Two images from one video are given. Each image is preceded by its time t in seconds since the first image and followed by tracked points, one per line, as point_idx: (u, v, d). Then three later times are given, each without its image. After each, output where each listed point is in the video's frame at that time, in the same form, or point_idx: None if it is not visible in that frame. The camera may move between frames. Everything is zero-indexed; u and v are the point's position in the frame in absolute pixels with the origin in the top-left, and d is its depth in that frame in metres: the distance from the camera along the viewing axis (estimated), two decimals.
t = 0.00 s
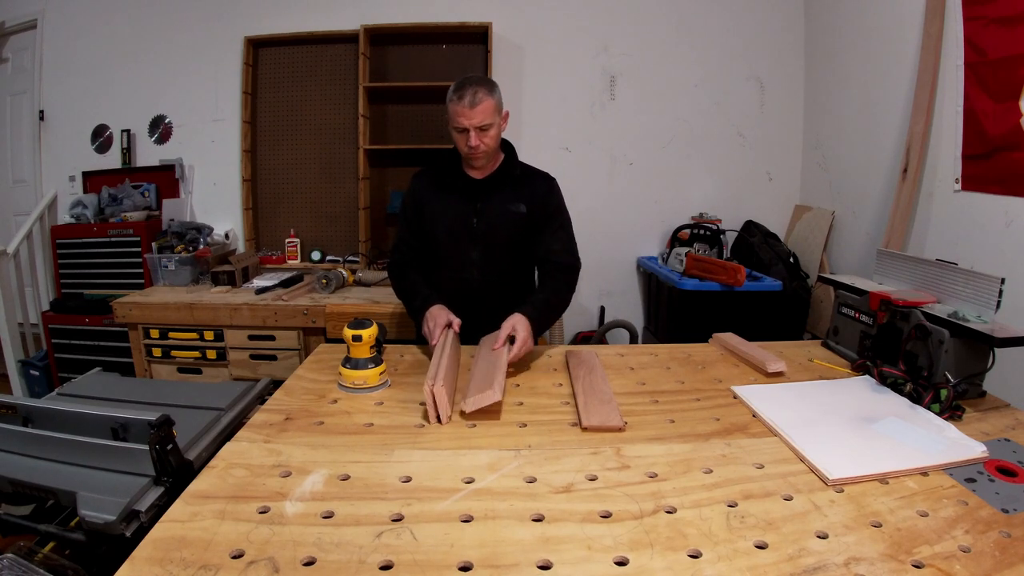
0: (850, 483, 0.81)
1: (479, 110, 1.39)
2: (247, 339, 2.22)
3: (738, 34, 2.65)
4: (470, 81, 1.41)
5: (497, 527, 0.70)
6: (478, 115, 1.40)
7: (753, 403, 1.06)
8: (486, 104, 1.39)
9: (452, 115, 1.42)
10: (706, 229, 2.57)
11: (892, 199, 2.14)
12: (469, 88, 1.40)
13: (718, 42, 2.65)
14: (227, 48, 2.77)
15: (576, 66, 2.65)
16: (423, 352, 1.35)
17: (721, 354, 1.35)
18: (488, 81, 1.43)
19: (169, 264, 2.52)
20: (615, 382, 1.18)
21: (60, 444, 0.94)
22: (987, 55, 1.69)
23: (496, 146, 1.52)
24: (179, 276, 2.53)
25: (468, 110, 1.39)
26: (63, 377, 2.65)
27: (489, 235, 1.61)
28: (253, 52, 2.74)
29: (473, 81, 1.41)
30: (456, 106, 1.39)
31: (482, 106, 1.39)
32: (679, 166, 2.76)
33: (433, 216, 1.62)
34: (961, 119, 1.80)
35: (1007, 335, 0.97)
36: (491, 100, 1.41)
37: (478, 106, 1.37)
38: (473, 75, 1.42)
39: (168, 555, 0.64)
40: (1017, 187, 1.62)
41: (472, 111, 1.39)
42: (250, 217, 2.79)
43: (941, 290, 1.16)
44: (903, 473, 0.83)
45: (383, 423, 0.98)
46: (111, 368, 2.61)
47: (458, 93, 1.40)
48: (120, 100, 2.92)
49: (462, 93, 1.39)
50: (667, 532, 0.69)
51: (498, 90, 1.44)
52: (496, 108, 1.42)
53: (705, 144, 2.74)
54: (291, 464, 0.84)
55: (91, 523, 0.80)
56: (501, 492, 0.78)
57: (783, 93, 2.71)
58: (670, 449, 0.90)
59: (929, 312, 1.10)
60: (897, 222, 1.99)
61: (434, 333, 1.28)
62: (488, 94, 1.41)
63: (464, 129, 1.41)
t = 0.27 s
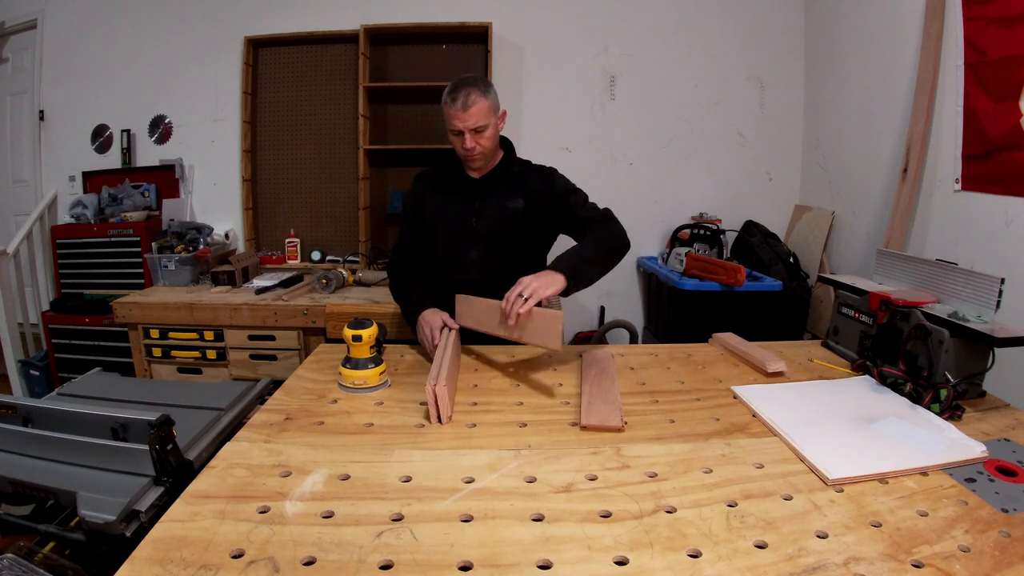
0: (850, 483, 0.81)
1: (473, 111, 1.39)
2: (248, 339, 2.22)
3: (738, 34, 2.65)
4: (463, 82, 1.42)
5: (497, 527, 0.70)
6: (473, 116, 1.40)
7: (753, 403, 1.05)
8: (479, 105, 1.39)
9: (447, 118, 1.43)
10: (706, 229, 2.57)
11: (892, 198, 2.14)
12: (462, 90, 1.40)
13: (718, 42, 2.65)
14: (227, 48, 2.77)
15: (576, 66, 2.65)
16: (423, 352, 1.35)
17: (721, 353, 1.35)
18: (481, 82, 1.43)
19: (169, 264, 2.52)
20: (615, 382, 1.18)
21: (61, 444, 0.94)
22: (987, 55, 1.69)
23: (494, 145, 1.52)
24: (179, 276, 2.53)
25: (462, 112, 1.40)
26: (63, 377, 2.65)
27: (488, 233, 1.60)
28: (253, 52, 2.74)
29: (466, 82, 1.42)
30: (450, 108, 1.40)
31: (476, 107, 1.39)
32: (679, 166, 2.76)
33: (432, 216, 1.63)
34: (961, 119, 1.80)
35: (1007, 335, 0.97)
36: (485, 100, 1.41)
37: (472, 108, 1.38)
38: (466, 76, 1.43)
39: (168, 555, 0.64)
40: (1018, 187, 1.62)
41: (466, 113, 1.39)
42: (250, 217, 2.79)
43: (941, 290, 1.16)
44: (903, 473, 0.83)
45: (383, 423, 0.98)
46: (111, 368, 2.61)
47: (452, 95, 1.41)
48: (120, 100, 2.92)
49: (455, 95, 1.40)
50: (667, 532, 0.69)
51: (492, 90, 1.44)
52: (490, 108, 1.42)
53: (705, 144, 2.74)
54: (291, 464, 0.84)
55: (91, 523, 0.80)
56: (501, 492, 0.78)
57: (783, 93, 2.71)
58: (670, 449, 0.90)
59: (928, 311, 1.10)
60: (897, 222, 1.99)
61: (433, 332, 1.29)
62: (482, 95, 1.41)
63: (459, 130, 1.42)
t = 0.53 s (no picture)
0: (850, 483, 0.81)
1: (475, 112, 1.39)
2: (248, 339, 2.22)
3: (738, 34, 2.65)
4: (466, 83, 1.42)
5: (497, 527, 0.70)
6: (475, 118, 1.40)
7: (753, 403, 1.05)
8: (482, 106, 1.39)
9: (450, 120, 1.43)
10: (706, 229, 2.57)
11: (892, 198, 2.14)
12: (465, 92, 1.40)
13: (718, 42, 2.65)
14: (227, 48, 2.77)
15: (576, 66, 2.65)
16: (423, 352, 1.35)
17: (721, 353, 1.35)
18: (484, 83, 1.42)
19: (168, 264, 2.52)
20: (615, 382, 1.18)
21: (60, 444, 0.94)
22: (987, 55, 1.69)
23: (498, 146, 1.51)
24: (179, 276, 2.53)
25: (465, 113, 1.40)
26: (63, 377, 2.65)
27: (491, 235, 1.59)
28: (253, 52, 2.74)
29: (469, 84, 1.41)
30: (452, 110, 1.40)
31: (478, 109, 1.39)
32: (679, 166, 2.76)
33: (436, 215, 1.62)
34: (961, 119, 1.80)
35: (1007, 335, 0.97)
36: (488, 102, 1.41)
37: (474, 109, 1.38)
38: (468, 77, 1.43)
39: (168, 555, 0.64)
40: (1018, 187, 1.62)
41: (468, 114, 1.39)
42: (250, 217, 2.79)
43: (941, 290, 1.16)
44: (903, 473, 0.83)
45: (383, 423, 0.98)
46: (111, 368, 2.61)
47: (455, 96, 1.41)
48: (120, 100, 2.92)
49: (457, 97, 1.40)
50: (667, 532, 0.69)
51: (495, 91, 1.44)
52: (493, 109, 1.42)
53: (705, 144, 2.74)
54: (291, 464, 0.84)
55: (91, 523, 0.80)
56: (501, 492, 0.78)
57: (783, 92, 2.71)
58: (670, 449, 0.90)
59: (928, 312, 1.10)
60: (897, 222, 1.99)
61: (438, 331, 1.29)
62: (485, 96, 1.41)
63: (462, 132, 1.42)
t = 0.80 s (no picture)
0: (850, 483, 0.81)
1: (490, 115, 1.38)
2: (247, 339, 2.22)
3: (738, 34, 2.65)
4: (480, 84, 1.40)
5: (497, 527, 0.70)
6: (489, 121, 1.40)
7: (753, 403, 1.05)
8: (496, 110, 1.39)
9: (462, 120, 1.41)
10: (706, 229, 2.57)
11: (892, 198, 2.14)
12: (479, 93, 1.38)
13: (718, 42, 2.65)
14: (227, 48, 2.77)
15: (576, 66, 2.65)
16: (423, 351, 1.35)
17: (721, 353, 1.35)
18: (498, 85, 1.41)
19: (169, 264, 2.52)
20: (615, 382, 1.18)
21: (60, 444, 0.94)
22: (987, 55, 1.69)
23: (506, 149, 1.52)
24: (180, 276, 2.53)
25: (478, 116, 1.39)
26: (63, 377, 2.66)
27: (495, 236, 1.60)
28: (253, 52, 2.74)
29: (483, 85, 1.40)
30: (466, 111, 1.39)
31: (492, 111, 1.39)
32: (679, 166, 2.76)
33: (439, 215, 1.62)
34: (961, 119, 1.80)
35: (1007, 335, 0.97)
36: (502, 105, 1.40)
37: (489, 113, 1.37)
38: (482, 78, 1.41)
39: (168, 555, 0.64)
40: (1017, 187, 1.62)
41: (482, 117, 1.39)
42: (251, 217, 2.79)
43: (941, 290, 1.16)
44: (902, 473, 0.83)
45: (383, 423, 0.98)
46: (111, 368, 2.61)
47: (468, 97, 1.39)
48: (119, 100, 2.92)
49: (472, 98, 1.38)
50: (667, 532, 0.69)
51: (508, 93, 1.43)
52: (506, 113, 1.41)
53: (705, 144, 2.74)
54: (291, 464, 0.84)
55: (91, 523, 0.80)
56: (501, 492, 0.78)
57: (783, 93, 2.71)
58: (670, 448, 0.90)
59: (928, 312, 1.10)
60: (897, 221, 1.99)
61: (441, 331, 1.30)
62: (498, 99, 1.40)
63: (474, 134, 1.41)
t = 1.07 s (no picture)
0: (850, 483, 0.81)
1: (491, 116, 1.38)
2: (248, 339, 2.22)
3: (738, 34, 2.65)
4: (481, 84, 1.40)
5: (497, 527, 0.70)
6: (490, 121, 1.40)
7: (753, 403, 1.05)
8: (497, 110, 1.39)
9: (462, 119, 1.41)
10: (706, 229, 2.57)
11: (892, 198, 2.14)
12: (481, 93, 1.38)
13: (718, 42, 2.65)
14: (227, 48, 2.77)
15: (576, 66, 2.65)
16: (423, 351, 1.35)
17: (721, 353, 1.35)
18: (499, 85, 1.41)
19: (169, 264, 2.52)
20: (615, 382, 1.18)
21: (60, 444, 0.94)
22: (987, 55, 1.69)
23: (507, 149, 1.52)
24: (180, 276, 2.53)
25: (479, 116, 1.39)
26: (63, 377, 2.66)
27: (495, 235, 1.60)
28: (253, 52, 2.74)
29: (484, 85, 1.40)
30: (467, 112, 1.39)
31: (494, 112, 1.39)
32: (680, 166, 2.76)
33: (439, 214, 1.62)
34: (961, 119, 1.80)
35: (1007, 335, 0.97)
36: (503, 105, 1.40)
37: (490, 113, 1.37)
38: (484, 77, 1.41)
39: (168, 555, 0.64)
40: (1017, 187, 1.62)
41: (483, 117, 1.38)
42: (251, 217, 2.79)
43: (941, 290, 1.16)
44: (902, 473, 0.83)
45: (383, 423, 0.98)
46: (111, 368, 2.61)
47: (470, 97, 1.39)
48: (119, 100, 2.92)
49: (473, 98, 1.38)
50: (667, 532, 0.69)
51: (509, 94, 1.43)
52: (507, 113, 1.41)
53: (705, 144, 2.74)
54: (291, 464, 0.84)
55: (91, 523, 0.80)
56: (500, 492, 0.78)
57: (783, 93, 2.71)
58: (670, 449, 0.90)
59: (928, 311, 1.10)
60: (897, 221, 1.99)
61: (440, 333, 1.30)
62: (500, 99, 1.40)
63: (475, 134, 1.41)
